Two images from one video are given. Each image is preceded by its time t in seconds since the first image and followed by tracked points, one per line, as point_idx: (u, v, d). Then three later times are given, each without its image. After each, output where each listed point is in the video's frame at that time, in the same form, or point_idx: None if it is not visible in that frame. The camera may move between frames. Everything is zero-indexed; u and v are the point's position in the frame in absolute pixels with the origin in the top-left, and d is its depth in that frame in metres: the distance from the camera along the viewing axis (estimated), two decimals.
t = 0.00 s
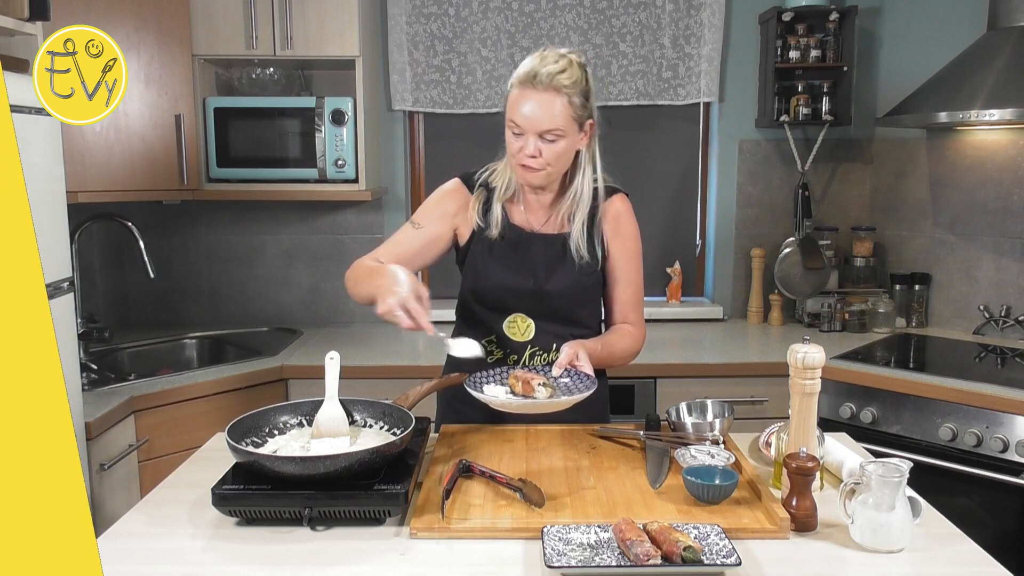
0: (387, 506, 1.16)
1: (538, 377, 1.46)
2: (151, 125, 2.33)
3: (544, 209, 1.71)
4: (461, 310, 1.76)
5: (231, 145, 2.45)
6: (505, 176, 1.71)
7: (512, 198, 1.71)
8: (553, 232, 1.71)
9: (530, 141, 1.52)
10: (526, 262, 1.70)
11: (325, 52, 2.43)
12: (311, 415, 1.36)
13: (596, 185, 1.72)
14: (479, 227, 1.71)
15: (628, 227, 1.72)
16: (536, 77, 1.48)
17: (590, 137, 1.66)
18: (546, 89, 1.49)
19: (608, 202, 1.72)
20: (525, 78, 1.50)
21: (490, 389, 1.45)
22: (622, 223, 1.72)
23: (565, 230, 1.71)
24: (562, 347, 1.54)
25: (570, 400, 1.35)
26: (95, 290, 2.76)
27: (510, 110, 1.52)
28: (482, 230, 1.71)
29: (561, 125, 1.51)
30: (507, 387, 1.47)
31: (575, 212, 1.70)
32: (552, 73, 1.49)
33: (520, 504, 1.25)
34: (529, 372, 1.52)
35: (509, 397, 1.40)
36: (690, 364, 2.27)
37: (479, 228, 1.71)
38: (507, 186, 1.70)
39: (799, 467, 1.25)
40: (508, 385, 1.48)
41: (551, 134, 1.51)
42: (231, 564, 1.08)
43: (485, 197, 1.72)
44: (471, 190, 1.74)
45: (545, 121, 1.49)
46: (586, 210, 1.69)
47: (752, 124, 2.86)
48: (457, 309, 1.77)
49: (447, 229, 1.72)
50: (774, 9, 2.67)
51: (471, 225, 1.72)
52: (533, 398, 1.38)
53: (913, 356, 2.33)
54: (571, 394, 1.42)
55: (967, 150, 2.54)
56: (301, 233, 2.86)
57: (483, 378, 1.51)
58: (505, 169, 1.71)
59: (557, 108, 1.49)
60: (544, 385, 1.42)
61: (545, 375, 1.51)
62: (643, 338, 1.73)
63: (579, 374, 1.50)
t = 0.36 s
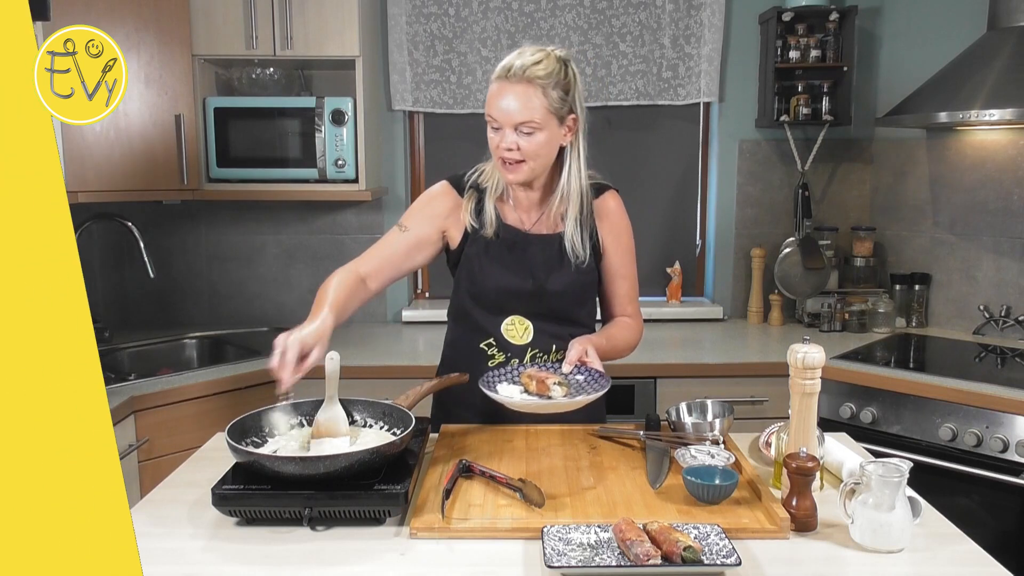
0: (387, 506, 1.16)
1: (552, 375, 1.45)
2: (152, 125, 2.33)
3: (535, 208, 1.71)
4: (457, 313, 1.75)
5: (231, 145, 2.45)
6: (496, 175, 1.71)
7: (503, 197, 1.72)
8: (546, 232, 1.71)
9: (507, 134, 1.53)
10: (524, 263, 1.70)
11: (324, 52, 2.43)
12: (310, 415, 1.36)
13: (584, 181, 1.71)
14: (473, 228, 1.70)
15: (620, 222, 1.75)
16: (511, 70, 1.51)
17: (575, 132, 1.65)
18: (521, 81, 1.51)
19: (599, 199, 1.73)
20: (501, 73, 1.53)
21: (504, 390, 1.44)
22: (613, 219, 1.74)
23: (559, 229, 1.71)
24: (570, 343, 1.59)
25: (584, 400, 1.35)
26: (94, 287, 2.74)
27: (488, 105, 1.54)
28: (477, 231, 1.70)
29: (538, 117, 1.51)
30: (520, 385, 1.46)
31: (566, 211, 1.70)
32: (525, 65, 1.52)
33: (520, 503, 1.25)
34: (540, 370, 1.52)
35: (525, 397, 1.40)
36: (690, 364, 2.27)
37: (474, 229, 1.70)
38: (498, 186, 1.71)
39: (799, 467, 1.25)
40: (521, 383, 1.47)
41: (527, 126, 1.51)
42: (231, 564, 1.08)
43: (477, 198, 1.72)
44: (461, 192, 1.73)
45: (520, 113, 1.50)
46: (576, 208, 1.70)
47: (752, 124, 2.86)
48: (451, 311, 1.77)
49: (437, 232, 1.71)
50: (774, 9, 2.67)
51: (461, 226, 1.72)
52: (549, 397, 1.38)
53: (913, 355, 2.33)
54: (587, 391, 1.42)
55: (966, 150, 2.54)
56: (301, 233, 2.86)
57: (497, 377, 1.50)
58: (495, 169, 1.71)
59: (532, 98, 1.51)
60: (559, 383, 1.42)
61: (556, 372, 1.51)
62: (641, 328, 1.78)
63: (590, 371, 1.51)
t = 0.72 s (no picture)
0: (390, 506, 1.16)
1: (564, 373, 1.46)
2: (155, 124, 2.34)
3: (529, 209, 1.72)
4: (455, 314, 1.75)
5: (235, 145, 2.46)
6: (489, 178, 1.70)
7: (496, 200, 1.72)
8: (541, 233, 1.72)
9: (499, 136, 1.53)
10: (521, 267, 1.70)
11: (328, 51, 2.44)
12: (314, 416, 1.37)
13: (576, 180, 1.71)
14: (469, 231, 1.70)
15: (613, 220, 1.75)
16: (499, 71, 1.52)
17: (567, 130, 1.65)
18: (511, 82, 1.52)
19: (592, 198, 1.74)
20: (492, 75, 1.53)
21: (518, 388, 1.45)
22: (607, 217, 1.74)
23: (554, 230, 1.71)
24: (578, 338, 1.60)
25: (595, 396, 1.34)
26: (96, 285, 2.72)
27: (479, 107, 1.54)
28: (472, 234, 1.70)
29: (529, 117, 1.52)
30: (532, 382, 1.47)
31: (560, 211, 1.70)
32: (515, 66, 1.52)
33: (524, 504, 1.25)
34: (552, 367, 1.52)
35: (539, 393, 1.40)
36: (694, 364, 2.27)
37: (469, 233, 1.70)
38: (491, 189, 1.71)
39: (802, 467, 1.25)
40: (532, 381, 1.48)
41: (519, 127, 1.52)
42: (233, 564, 1.08)
43: (471, 201, 1.71)
44: (454, 196, 1.73)
45: (511, 114, 1.51)
46: (569, 207, 1.70)
47: (755, 124, 2.86)
48: (448, 312, 1.77)
49: (432, 238, 1.71)
50: (777, 9, 2.67)
51: (455, 232, 1.72)
52: (564, 394, 1.39)
53: (917, 356, 2.33)
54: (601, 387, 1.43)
55: (969, 150, 2.54)
56: (304, 233, 2.86)
57: (509, 375, 1.51)
58: (487, 172, 1.71)
59: (523, 99, 1.51)
60: (573, 380, 1.42)
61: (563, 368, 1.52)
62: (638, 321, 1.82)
63: (597, 367, 1.51)
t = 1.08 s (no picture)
0: (420, 506, 1.19)
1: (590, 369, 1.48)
2: (185, 123, 2.41)
3: (557, 207, 1.74)
4: (482, 314, 1.78)
5: (265, 145, 2.52)
6: (515, 177, 1.72)
7: (523, 199, 1.73)
8: (570, 230, 1.74)
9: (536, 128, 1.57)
10: (548, 263, 1.73)
11: (359, 52, 2.48)
12: (343, 416, 1.42)
13: (603, 176, 1.73)
14: (496, 232, 1.73)
15: (639, 218, 1.76)
16: (532, 65, 1.56)
17: (593, 125, 1.68)
18: (545, 74, 1.56)
19: (620, 196, 1.76)
20: (525, 68, 1.57)
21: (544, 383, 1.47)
22: (633, 214, 1.76)
23: (582, 226, 1.74)
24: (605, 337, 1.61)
25: (624, 392, 1.36)
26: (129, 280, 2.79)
27: (513, 101, 1.58)
28: (499, 235, 1.73)
29: (564, 106, 1.56)
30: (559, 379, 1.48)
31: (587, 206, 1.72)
32: (548, 59, 1.57)
33: (554, 504, 1.27)
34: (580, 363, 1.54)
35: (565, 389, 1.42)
36: (723, 364, 2.27)
37: (496, 233, 1.73)
38: (517, 188, 1.72)
39: (832, 467, 1.26)
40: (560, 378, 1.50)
41: (555, 118, 1.57)
42: (264, 564, 1.12)
43: (497, 201, 1.73)
44: (481, 195, 1.75)
45: (547, 105, 1.55)
46: (596, 201, 1.72)
47: (786, 123, 2.85)
48: (477, 313, 1.80)
49: (462, 238, 1.74)
50: (807, 9, 2.66)
51: (483, 232, 1.75)
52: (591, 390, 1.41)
53: (947, 355, 2.31)
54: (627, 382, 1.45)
55: (1002, 149, 2.51)
56: (335, 234, 2.91)
57: (533, 373, 1.53)
58: (513, 171, 1.73)
59: (558, 91, 1.55)
60: (599, 376, 1.45)
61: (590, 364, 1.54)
62: (665, 321, 1.83)
63: (623, 363, 1.53)
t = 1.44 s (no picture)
0: (450, 506, 1.22)
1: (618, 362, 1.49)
2: (214, 123, 2.47)
3: (591, 202, 1.77)
4: (515, 313, 1.81)
5: (295, 145, 2.56)
6: (549, 173, 1.76)
7: (557, 195, 1.77)
8: (602, 225, 1.76)
9: (579, 121, 1.60)
10: (579, 256, 1.75)
11: (389, 52, 2.53)
12: (374, 416, 1.44)
13: (637, 175, 1.76)
14: (528, 227, 1.77)
15: (674, 216, 1.77)
16: (572, 61, 1.60)
17: (627, 122, 1.72)
18: (584, 70, 1.60)
19: (653, 194, 1.76)
20: (564, 65, 1.61)
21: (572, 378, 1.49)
22: (668, 212, 1.77)
23: (615, 221, 1.76)
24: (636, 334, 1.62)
25: (651, 383, 1.38)
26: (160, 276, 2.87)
27: (552, 96, 1.62)
28: (532, 230, 1.76)
29: (605, 100, 1.60)
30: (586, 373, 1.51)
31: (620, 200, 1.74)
32: (586, 56, 1.60)
33: (584, 504, 1.30)
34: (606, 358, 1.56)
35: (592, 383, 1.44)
36: (753, 364, 2.28)
37: (529, 229, 1.76)
38: (551, 183, 1.76)
39: (862, 467, 1.27)
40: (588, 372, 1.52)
41: (597, 111, 1.60)
42: (295, 564, 1.15)
43: (531, 196, 1.77)
44: (515, 191, 1.79)
45: (589, 99, 1.59)
46: (630, 195, 1.74)
47: (815, 124, 2.84)
48: (510, 311, 1.83)
49: (496, 234, 1.78)
50: (837, 9, 2.64)
51: (517, 227, 1.78)
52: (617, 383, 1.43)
53: (978, 356, 2.29)
54: (654, 376, 1.46)
55: None
56: (365, 234, 2.96)
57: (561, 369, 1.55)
58: (547, 168, 1.77)
59: (597, 85, 1.59)
60: (626, 368, 1.46)
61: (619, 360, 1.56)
62: (700, 323, 1.80)
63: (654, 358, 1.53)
